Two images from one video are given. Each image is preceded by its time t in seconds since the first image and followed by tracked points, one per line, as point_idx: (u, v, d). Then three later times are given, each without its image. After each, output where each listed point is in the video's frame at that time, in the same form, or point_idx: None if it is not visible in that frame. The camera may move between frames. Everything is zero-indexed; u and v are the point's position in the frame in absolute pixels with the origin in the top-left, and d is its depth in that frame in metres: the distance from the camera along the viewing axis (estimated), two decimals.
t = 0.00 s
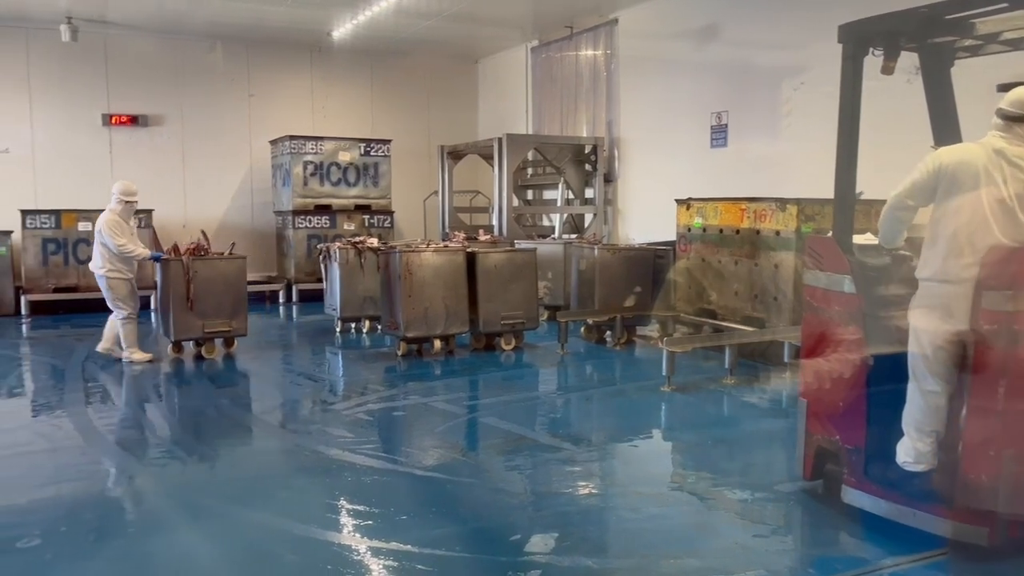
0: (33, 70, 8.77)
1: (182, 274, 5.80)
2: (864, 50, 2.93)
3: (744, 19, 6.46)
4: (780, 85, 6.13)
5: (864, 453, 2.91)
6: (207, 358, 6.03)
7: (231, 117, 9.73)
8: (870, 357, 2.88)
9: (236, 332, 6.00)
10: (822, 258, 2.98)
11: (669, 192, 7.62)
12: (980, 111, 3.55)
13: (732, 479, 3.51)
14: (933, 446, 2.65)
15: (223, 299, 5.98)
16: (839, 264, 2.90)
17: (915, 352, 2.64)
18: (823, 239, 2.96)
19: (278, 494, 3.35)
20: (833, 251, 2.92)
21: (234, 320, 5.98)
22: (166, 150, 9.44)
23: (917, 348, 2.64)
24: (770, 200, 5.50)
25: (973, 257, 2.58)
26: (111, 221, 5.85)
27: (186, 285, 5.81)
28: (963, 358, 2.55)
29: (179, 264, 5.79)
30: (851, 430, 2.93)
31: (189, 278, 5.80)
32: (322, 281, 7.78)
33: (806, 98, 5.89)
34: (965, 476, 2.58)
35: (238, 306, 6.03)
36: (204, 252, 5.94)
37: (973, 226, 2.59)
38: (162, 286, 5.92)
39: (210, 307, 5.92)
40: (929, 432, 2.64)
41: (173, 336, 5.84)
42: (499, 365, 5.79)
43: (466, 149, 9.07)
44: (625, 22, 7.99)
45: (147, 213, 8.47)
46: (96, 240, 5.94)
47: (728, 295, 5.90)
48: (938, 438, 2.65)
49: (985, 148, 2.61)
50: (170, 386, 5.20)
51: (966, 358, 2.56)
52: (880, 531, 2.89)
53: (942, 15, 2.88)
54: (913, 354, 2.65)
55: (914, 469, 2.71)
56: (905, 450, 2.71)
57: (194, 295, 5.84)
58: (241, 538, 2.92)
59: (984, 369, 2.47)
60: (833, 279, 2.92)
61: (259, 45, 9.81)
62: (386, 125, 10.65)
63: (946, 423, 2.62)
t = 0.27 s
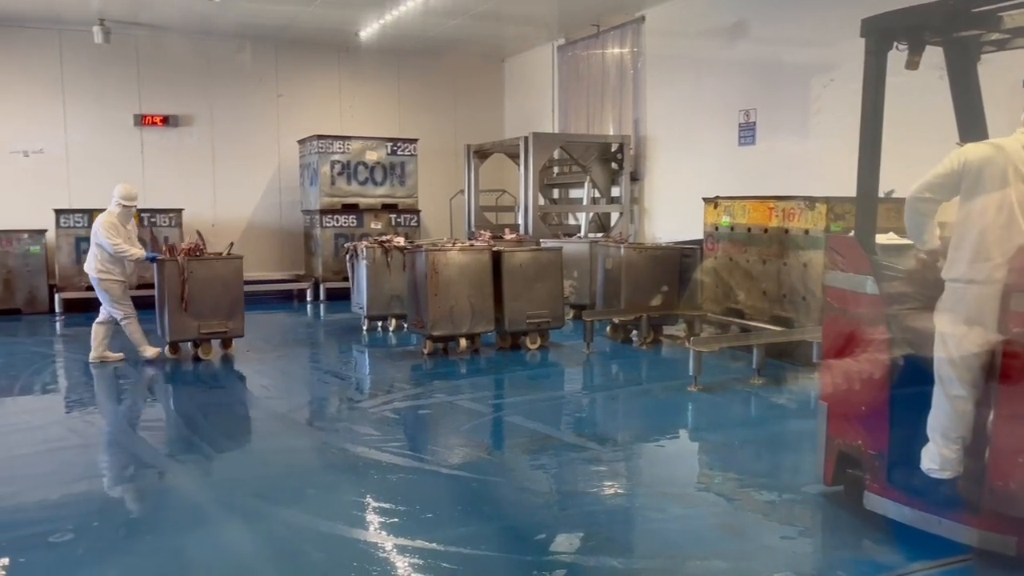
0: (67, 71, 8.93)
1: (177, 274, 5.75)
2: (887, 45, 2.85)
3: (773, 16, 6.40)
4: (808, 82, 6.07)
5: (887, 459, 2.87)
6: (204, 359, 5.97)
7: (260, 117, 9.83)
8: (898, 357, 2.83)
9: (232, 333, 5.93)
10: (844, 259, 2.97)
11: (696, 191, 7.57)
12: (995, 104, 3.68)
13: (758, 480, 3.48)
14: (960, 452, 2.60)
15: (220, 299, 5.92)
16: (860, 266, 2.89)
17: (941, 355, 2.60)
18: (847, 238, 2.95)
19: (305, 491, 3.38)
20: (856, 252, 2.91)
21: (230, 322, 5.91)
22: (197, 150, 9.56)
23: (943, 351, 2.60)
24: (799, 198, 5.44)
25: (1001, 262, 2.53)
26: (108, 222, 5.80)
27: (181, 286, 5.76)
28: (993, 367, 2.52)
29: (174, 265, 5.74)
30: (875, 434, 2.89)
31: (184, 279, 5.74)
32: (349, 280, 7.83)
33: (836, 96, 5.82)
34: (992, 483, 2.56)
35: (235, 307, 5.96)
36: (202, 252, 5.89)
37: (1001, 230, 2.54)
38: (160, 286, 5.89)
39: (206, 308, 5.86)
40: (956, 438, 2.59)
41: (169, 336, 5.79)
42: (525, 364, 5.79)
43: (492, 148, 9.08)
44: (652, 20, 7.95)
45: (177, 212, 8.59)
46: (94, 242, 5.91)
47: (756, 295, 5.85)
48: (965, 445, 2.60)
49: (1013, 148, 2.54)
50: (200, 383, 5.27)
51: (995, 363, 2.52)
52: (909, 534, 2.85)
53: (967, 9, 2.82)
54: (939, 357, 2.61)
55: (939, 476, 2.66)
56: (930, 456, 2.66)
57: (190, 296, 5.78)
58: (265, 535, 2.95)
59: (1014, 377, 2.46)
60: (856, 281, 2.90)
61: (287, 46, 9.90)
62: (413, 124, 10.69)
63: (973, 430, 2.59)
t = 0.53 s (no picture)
0: (103, 72, 9.09)
1: (176, 274, 5.70)
2: (914, 39, 2.74)
3: (804, 13, 6.33)
4: (841, 80, 5.99)
5: (912, 465, 2.82)
6: (204, 360, 5.91)
7: (291, 117, 9.93)
8: (932, 358, 2.78)
9: (233, 334, 5.89)
10: (868, 258, 2.91)
11: (725, 189, 7.50)
12: (1016, 100, 3.74)
13: (788, 482, 3.44)
14: (989, 460, 2.55)
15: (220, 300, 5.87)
16: (881, 268, 2.85)
17: (970, 356, 2.55)
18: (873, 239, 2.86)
19: (333, 488, 3.41)
20: (881, 253, 2.84)
21: (230, 322, 5.87)
22: (228, 150, 9.68)
23: (972, 351, 2.54)
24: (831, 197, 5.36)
25: None
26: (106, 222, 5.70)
27: (180, 287, 5.70)
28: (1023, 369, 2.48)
29: (174, 265, 5.69)
30: (901, 438, 2.83)
31: (183, 279, 5.69)
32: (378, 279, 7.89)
33: (869, 93, 5.73)
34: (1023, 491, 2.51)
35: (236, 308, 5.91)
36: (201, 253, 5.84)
37: None
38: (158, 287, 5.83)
39: (206, 308, 5.81)
40: (986, 446, 2.54)
41: (168, 337, 5.74)
42: (552, 364, 5.78)
43: (520, 147, 9.08)
44: (681, 17, 7.89)
45: (208, 211, 8.70)
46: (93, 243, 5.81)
47: (786, 295, 5.78)
48: (995, 452, 2.55)
49: None
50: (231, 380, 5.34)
51: None
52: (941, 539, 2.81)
53: None
54: (968, 358, 2.55)
55: (968, 485, 2.61)
56: (958, 463, 2.61)
57: (189, 296, 5.73)
58: (295, 531, 2.98)
59: None
60: (879, 282, 2.85)
61: (317, 46, 9.98)
62: (442, 124, 10.73)
63: (1004, 437, 2.54)
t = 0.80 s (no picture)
0: (138, 73, 9.24)
1: (179, 275, 5.72)
2: (944, 35, 2.66)
3: (838, 9, 6.23)
4: (876, 77, 5.90)
5: (944, 471, 2.74)
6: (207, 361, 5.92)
7: (323, 116, 10.02)
8: (969, 361, 2.69)
9: (236, 334, 5.92)
10: (896, 260, 2.85)
11: (758, 188, 7.42)
12: None
13: (821, 485, 3.39)
14: (1021, 467, 2.55)
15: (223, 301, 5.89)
16: (914, 268, 2.75)
17: (1004, 360, 2.57)
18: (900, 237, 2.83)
19: (363, 486, 3.44)
20: (907, 254, 2.78)
21: (233, 323, 5.88)
22: (260, 150, 9.79)
23: (1005, 356, 2.57)
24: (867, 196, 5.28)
25: None
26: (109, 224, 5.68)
27: (183, 287, 5.72)
28: None
29: (177, 265, 5.71)
30: (931, 442, 2.75)
31: (186, 279, 5.71)
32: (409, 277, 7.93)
33: (905, 90, 5.63)
34: None
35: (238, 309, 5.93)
36: (204, 254, 5.86)
37: None
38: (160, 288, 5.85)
39: (208, 309, 5.83)
40: (1017, 452, 2.54)
41: (170, 337, 5.77)
42: (581, 363, 5.76)
43: (550, 146, 9.07)
44: (713, 14, 7.81)
45: (241, 210, 8.81)
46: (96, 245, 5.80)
47: (819, 294, 5.70)
48: None
49: None
50: (263, 377, 5.41)
51: None
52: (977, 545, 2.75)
53: None
54: (1001, 363, 2.57)
55: (999, 492, 2.60)
56: (988, 470, 2.62)
57: (192, 297, 5.75)
58: (325, 528, 3.00)
59: None
60: (906, 283, 2.78)
61: (349, 46, 10.06)
62: (472, 123, 10.75)
63: None
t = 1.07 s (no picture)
0: (176, 75, 9.40)
1: (185, 275, 5.74)
2: (981, 31, 2.60)
3: (876, 5, 6.13)
4: (915, 74, 5.79)
5: (978, 475, 2.67)
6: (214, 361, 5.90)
7: (356, 116, 10.09)
8: (1007, 363, 2.58)
9: (242, 335, 5.91)
10: (930, 260, 2.81)
11: (792, 187, 7.32)
12: None
13: (855, 487, 3.34)
14: None
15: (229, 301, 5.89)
16: (950, 269, 2.71)
17: None
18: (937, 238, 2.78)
19: (393, 483, 3.46)
20: (942, 254, 2.74)
21: (239, 323, 5.88)
22: (295, 149, 9.90)
23: None
24: (904, 195, 5.19)
25: None
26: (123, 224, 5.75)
27: (189, 287, 5.75)
28: None
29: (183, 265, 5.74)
30: (965, 444, 2.69)
31: (193, 278, 5.73)
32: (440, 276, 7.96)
33: (945, 87, 5.52)
34: None
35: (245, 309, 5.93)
36: (211, 253, 5.88)
37: None
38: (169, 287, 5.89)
39: (215, 308, 5.84)
40: None
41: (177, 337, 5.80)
42: (612, 363, 5.74)
43: (582, 145, 9.04)
44: (748, 11, 7.73)
45: (276, 209, 8.92)
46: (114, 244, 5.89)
47: (855, 295, 5.61)
48: None
49: None
50: (297, 375, 5.48)
51: None
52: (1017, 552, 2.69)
53: None
54: None
55: None
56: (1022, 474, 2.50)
57: (197, 297, 5.77)
58: (356, 525, 3.02)
59: None
60: (943, 284, 2.74)
61: (382, 46, 10.12)
62: (505, 123, 10.76)
63: None
